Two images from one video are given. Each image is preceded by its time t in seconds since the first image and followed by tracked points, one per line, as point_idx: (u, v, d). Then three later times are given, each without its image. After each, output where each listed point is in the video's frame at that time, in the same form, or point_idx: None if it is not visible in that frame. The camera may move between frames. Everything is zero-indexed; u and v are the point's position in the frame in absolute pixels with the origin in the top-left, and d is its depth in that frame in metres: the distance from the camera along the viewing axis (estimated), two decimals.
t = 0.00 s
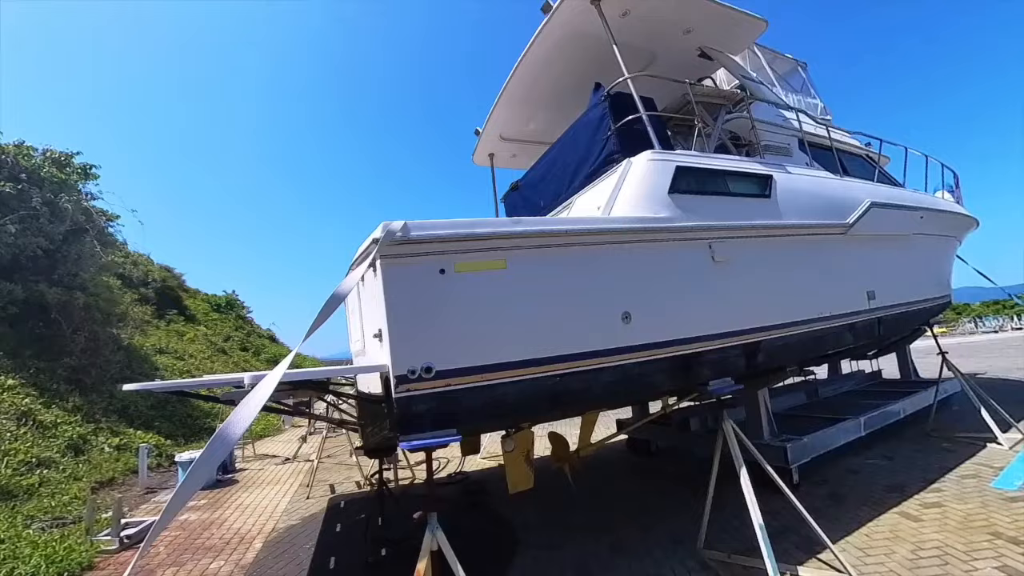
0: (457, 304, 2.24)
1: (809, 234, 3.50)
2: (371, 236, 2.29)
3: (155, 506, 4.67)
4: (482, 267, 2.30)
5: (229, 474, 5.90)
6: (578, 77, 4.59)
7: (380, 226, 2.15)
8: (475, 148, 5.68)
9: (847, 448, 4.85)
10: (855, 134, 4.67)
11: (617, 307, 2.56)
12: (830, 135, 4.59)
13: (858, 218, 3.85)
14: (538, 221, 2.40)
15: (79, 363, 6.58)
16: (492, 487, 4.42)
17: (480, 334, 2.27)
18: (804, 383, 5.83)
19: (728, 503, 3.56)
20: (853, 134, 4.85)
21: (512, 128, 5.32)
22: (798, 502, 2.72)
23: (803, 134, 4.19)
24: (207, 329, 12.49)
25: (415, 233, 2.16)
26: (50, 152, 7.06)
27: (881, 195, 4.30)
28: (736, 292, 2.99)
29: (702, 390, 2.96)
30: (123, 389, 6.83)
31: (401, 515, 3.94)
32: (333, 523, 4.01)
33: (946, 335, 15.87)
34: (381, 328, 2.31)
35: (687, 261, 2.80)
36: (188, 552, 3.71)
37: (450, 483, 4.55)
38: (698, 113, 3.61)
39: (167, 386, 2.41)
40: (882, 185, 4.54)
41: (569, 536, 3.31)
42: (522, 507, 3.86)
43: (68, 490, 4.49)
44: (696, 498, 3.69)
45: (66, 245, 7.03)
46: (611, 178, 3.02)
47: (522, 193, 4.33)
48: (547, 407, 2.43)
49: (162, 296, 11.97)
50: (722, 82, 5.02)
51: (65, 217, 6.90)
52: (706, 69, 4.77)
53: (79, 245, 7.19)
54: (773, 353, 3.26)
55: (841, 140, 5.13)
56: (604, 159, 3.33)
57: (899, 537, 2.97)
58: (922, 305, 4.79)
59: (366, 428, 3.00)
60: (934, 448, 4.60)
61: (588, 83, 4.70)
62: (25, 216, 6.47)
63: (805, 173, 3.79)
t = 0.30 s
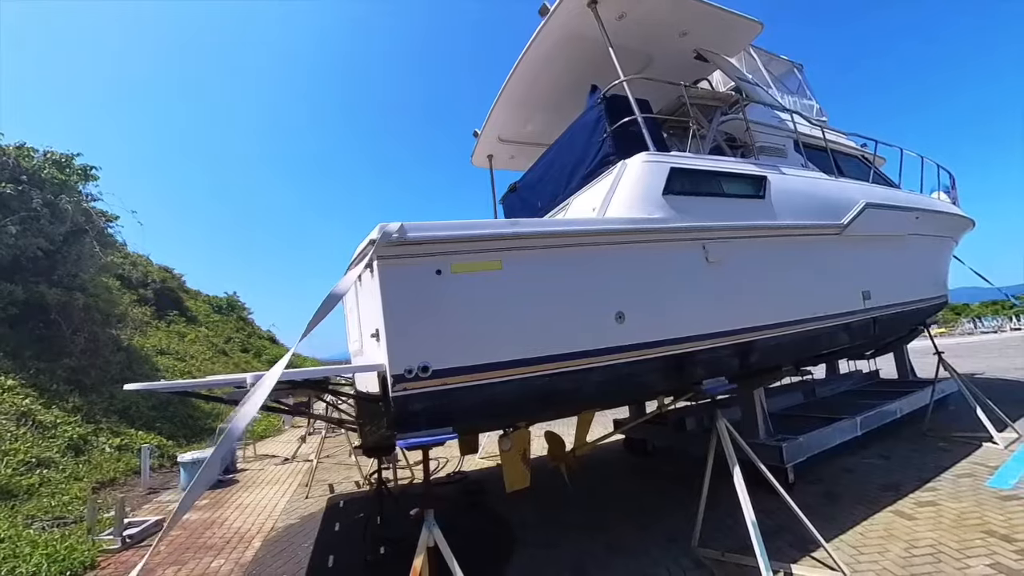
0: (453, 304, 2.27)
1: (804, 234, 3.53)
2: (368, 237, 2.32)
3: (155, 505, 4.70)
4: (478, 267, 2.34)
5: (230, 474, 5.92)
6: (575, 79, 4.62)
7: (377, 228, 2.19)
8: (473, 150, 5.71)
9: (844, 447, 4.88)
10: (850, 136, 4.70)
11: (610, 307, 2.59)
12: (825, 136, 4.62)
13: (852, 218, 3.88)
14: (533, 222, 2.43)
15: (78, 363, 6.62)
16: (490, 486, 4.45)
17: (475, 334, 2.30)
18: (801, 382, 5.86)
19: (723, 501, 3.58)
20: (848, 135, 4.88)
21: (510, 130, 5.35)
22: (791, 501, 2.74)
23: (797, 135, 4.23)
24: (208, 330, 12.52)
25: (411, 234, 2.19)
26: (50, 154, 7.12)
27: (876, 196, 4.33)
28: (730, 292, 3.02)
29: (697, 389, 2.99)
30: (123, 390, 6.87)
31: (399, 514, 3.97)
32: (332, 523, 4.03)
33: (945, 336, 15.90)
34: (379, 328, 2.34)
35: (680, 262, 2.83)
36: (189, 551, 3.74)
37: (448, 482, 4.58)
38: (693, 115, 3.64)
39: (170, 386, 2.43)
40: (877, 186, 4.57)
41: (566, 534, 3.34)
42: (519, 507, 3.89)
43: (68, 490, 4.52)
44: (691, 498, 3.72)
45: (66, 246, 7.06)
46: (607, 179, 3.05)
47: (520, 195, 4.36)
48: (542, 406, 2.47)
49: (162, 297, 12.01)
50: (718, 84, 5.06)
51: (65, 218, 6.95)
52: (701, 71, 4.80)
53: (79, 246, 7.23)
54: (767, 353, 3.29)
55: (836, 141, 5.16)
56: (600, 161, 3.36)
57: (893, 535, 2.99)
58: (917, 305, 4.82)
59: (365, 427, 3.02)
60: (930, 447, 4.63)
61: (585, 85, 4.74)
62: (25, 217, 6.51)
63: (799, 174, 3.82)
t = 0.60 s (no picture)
0: (453, 304, 2.31)
1: (800, 235, 3.56)
2: (370, 239, 2.36)
3: (156, 505, 4.74)
4: (478, 268, 2.37)
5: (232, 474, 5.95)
6: (574, 81, 4.66)
7: (380, 229, 2.22)
8: (473, 152, 5.75)
9: (841, 447, 4.91)
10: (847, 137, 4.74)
11: (608, 307, 2.62)
12: (822, 137, 4.66)
13: (848, 219, 3.92)
14: (532, 223, 2.47)
15: (79, 364, 6.67)
16: (489, 485, 4.48)
17: (475, 333, 2.34)
18: (799, 382, 5.90)
19: (721, 500, 3.61)
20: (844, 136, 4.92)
21: (510, 131, 5.39)
22: (787, 499, 2.76)
23: (794, 137, 4.26)
24: (208, 331, 12.57)
25: (413, 235, 2.23)
26: (52, 155, 7.16)
27: (872, 197, 4.36)
28: (726, 291, 3.05)
29: (694, 388, 3.02)
30: (124, 391, 6.91)
31: (399, 513, 4.00)
32: (333, 522, 4.06)
33: (944, 337, 15.94)
34: (380, 328, 2.38)
35: (677, 262, 2.86)
36: (191, 550, 3.77)
37: (448, 482, 4.61)
38: (690, 117, 3.68)
39: (173, 385, 2.45)
40: (874, 186, 4.60)
41: (565, 532, 3.37)
42: (519, 506, 3.92)
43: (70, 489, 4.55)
44: (689, 497, 3.75)
45: (67, 247, 7.10)
46: (605, 181, 3.08)
47: (520, 196, 4.40)
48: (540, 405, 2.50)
49: (162, 298, 12.06)
50: (716, 86, 5.10)
51: (67, 219, 6.99)
52: (699, 73, 4.84)
53: (80, 247, 7.27)
54: (763, 352, 3.32)
55: (834, 143, 5.20)
56: (598, 162, 3.40)
57: (888, 533, 3.02)
58: (914, 305, 4.86)
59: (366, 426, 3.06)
60: (926, 447, 4.66)
61: (584, 88, 4.78)
62: (27, 218, 6.54)
63: (796, 175, 3.86)
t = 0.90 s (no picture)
0: (455, 306, 2.38)
1: (794, 237, 3.62)
2: (374, 242, 2.42)
3: (158, 505, 4.80)
4: (478, 270, 2.44)
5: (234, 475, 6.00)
6: (573, 85, 4.72)
7: (383, 234, 2.28)
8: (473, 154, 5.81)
9: (836, 446, 4.97)
10: (841, 140, 4.81)
11: (605, 308, 2.69)
12: (817, 140, 4.73)
13: (842, 221, 3.98)
14: (531, 226, 2.53)
15: (81, 364, 6.74)
16: (489, 484, 4.54)
17: (475, 334, 2.40)
18: (795, 383, 5.96)
19: (717, 498, 3.67)
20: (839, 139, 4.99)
21: (509, 134, 5.45)
22: (781, 498, 2.78)
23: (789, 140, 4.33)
24: (209, 332, 12.62)
25: (416, 239, 2.29)
26: (54, 156, 7.22)
27: (867, 199, 4.42)
28: (722, 293, 3.12)
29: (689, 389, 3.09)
30: (125, 392, 6.97)
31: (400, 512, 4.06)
32: (335, 521, 4.11)
33: (941, 338, 16.00)
34: (384, 329, 2.44)
35: (673, 264, 2.92)
36: (194, 549, 3.83)
37: (449, 481, 4.67)
38: (687, 121, 3.74)
39: (179, 385, 2.49)
40: (869, 189, 4.66)
41: (564, 531, 3.43)
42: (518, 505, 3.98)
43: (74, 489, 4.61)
44: (686, 495, 3.81)
45: (70, 248, 7.16)
46: (602, 185, 3.15)
47: (519, 198, 4.47)
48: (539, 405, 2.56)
49: (163, 298, 12.13)
50: (713, 90, 5.17)
51: (69, 221, 7.05)
52: (696, 77, 4.90)
53: (82, 248, 7.33)
54: (758, 353, 3.38)
55: (829, 145, 5.27)
56: (596, 166, 3.46)
57: (881, 531, 3.08)
58: (908, 305, 4.92)
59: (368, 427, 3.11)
60: (921, 447, 4.72)
61: (582, 91, 4.84)
62: (29, 219, 6.60)
63: (791, 178, 3.92)
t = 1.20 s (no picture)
0: (448, 308, 2.41)
1: (787, 240, 3.66)
2: (369, 245, 2.46)
3: (157, 505, 4.83)
4: (472, 273, 2.47)
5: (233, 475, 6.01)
6: (569, 88, 4.76)
7: (378, 237, 2.32)
8: (471, 156, 5.84)
9: (830, 447, 5.02)
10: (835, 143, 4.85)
11: (598, 310, 2.72)
12: (811, 143, 4.77)
13: (835, 223, 4.02)
14: (525, 229, 2.57)
15: (81, 365, 6.78)
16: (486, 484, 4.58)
17: (468, 336, 2.44)
18: (791, 384, 6.01)
19: (710, 498, 3.71)
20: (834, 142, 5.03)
21: (507, 137, 5.49)
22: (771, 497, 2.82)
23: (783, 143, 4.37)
24: (208, 332, 12.66)
25: (410, 242, 2.32)
26: (54, 157, 7.26)
27: (860, 202, 4.47)
28: (715, 295, 3.16)
29: (681, 389, 3.13)
30: (124, 392, 7.01)
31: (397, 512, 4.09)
32: (332, 521, 4.15)
33: (939, 339, 16.05)
34: (379, 331, 2.48)
35: (666, 267, 2.96)
36: (193, 548, 3.86)
37: (446, 482, 4.71)
38: (681, 125, 3.78)
39: (178, 385, 2.52)
40: (862, 191, 4.70)
41: (559, 530, 3.47)
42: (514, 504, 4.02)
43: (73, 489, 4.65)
44: (680, 495, 3.85)
45: (68, 248, 7.19)
46: (596, 188, 3.19)
47: (517, 201, 4.50)
48: (532, 405, 2.60)
49: (162, 298, 12.17)
50: (708, 93, 5.21)
51: (68, 221, 7.09)
52: (691, 80, 4.95)
53: (82, 249, 7.36)
54: (750, 354, 3.42)
55: (823, 148, 5.31)
56: (590, 169, 3.50)
57: (870, 531, 3.12)
58: (901, 307, 4.96)
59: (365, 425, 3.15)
60: (913, 447, 4.76)
61: (578, 94, 4.88)
62: (28, 219, 6.63)
63: (784, 181, 3.96)
